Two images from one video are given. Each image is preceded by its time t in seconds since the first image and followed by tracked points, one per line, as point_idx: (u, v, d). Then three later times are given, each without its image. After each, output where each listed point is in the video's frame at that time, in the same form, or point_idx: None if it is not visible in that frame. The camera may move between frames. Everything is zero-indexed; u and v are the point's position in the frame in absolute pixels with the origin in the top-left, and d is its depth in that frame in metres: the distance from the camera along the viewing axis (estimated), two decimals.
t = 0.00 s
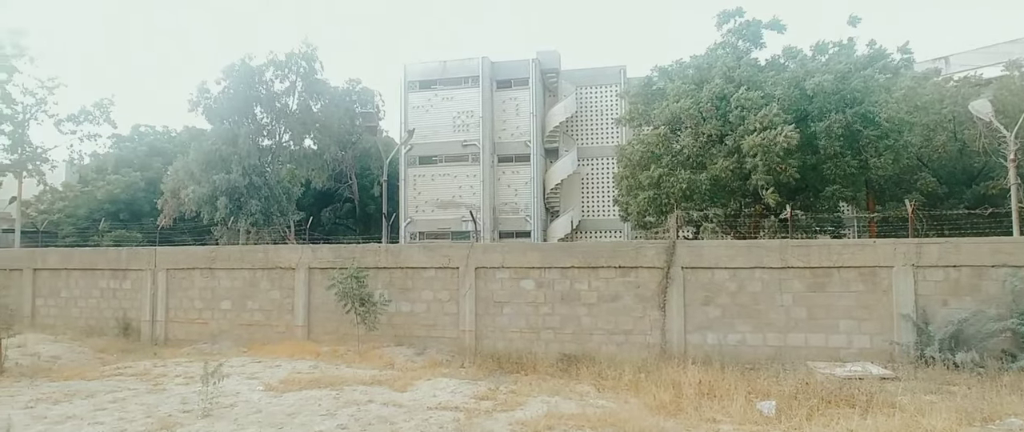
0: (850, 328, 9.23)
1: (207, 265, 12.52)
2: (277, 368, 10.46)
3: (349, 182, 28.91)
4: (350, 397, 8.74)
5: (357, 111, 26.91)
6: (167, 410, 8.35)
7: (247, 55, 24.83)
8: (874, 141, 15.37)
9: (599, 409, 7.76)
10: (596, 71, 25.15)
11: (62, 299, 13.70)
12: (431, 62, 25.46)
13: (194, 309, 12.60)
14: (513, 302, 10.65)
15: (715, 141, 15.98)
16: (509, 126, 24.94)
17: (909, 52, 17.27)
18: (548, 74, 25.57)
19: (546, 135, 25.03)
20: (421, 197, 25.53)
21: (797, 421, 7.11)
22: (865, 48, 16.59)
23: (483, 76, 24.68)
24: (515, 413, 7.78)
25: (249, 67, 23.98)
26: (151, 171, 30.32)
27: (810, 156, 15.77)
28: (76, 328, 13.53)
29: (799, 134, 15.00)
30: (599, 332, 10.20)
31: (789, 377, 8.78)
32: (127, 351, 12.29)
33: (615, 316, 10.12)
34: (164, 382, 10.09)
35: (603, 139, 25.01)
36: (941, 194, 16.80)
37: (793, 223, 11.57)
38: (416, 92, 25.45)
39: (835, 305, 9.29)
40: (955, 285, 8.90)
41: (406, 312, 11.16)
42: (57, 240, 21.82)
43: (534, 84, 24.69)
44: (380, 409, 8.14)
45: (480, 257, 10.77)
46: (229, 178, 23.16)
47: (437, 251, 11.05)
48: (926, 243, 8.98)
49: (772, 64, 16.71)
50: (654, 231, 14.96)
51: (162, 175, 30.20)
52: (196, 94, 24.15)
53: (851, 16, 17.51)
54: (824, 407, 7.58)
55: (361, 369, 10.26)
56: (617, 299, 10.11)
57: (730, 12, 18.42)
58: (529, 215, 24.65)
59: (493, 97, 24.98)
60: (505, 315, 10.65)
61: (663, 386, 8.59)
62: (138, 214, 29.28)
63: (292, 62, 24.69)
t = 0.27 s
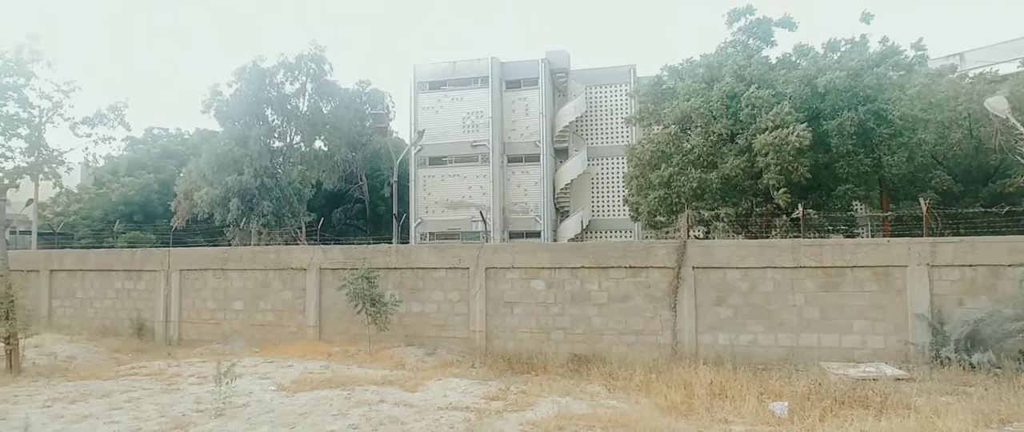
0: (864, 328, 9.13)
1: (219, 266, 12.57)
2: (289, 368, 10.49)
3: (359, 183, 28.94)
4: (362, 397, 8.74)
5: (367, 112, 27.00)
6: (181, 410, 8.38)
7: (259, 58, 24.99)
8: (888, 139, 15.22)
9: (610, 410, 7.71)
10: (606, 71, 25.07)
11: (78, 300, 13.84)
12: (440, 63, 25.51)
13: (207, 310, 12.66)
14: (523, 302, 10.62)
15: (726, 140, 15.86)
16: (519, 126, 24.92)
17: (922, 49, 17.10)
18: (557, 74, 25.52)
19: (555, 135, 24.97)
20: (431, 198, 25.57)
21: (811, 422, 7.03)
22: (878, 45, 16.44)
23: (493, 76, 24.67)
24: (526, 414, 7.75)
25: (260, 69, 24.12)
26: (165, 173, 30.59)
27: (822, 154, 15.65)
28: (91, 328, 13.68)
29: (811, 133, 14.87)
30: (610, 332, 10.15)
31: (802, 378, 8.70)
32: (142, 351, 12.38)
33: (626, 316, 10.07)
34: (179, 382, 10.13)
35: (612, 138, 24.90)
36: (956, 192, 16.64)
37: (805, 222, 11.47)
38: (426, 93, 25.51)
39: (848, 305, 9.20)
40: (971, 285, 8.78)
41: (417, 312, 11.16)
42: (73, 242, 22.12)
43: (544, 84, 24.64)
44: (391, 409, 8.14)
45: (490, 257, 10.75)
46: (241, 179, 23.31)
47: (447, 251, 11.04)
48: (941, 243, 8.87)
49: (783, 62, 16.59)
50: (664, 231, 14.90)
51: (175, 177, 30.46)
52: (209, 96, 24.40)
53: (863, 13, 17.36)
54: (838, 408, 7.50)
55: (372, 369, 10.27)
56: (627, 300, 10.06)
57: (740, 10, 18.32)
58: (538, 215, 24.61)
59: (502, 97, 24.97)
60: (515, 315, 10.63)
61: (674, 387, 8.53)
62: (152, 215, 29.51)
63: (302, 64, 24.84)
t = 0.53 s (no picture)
0: (880, 328, 9.02)
1: (234, 266, 12.64)
2: (303, 368, 10.53)
3: (371, 184, 28.98)
4: (375, 396, 8.75)
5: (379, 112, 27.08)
6: (197, 408, 8.43)
7: (272, 59, 25.16)
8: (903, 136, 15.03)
9: (623, 409, 7.67)
10: (617, 69, 24.92)
11: (96, 299, 13.99)
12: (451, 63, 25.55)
13: (221, 309, 12.73)
14: (535, 301, 10.60)
15: (739, 138, 15.74)
16: (530, 126, 24.88)
17: (939, 45, 16.88)
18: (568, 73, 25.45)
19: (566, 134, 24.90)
20: (443, 198, 25.62)
21: (825, 422, 6.96)
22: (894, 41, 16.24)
23: (503, 76, 24.65)
24: (538, 413, 7.73)
25: (272, 71, 24.27)
26: (180, 174, 30.88)
27: (836, 152, 15.50)
28: (109, 327, 13.82)
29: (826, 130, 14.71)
30: (622, 332, 10.11)
31: (817, 378, 8.61)
32: (158, 350, 12.48)
33: (638, 316, 10.01)
34: (194, 380, 10.19)
35: (624, 137, 24.78)
36: (975, 190, 16.41)
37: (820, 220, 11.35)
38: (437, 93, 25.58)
39: (863, 304, 9.10)
40: (989, 284, 8.66)
41: (429, 312, 11.17)
42: (90, 243, 22.43)
43: (554, 84, 24.57)
44: (404, 408, 8.13)
45: (501, 256, 10.74)
46: (254, 180, 23.45)
47: (459, 251, 11.05)
48: (958, 242, 8.75)
49: (797, 59, 16.45)
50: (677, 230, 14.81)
51: (190, 178, 30.74)
52: (223, 97, 24.64)
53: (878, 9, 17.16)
54: (854, 408, 7.41)
55: (385, 368, 10.28)
56: (639, 299, 10.01)
57: (753, 7, 18.16)
58: (550, 214, 24.56)
59: (513, 96, 24.94)
60: (527, 314, 10.61)
61: (687, 386, 8.48)
62: (167, 216, 29.75)
63: (313, 65, 24.98)
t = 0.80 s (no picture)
0: (900, 328, 8.88)
1: (251, 265, 12.72)
2: (319, 366, 10.57)
3: (386, 183, 29.03)
4: (390, 394, 8.76)
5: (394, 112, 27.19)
6: (216, 405, 8.48)
7: (288, 60, 25.35)
8: (925, 133, 14.78)
9: (638, 409, 7.61)
10: (632, 67, 24.75)
11: (118, 298, 14.18)
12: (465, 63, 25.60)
13: (239, 308, 12.82)
14: (549, 301, 10.57)
15: (755, 136, 15.58)
16: (544, 125, 24.82)
17: (961, 39, 16.61)
18: (582, 72, 25.37)
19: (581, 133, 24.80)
20: (457, 197, 25.66)
21: (844, 423, 6.86)
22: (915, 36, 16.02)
23: (517, 75, 24.63)
24: (553, 412, 7.69)
25: (288, 72, 24.46)
26: (198, 175, 31.21)
27: (855, 150, 15.39)
28: (130, 325, 13.99)
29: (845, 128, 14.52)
30: (637, 331, 10.04)
31: (836, 378, 8.49)
32: (177, 347, 12.60)
33: (653, 315, 9.94)
34: (213, 378, 10.27)
35: (639, 136, 24.62)
36: (999, 187, 16.11)
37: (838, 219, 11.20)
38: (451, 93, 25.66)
39: (883, 304, 8.96)
40: (1013, 283, 8.50)
41: (444, 311, 11.18)
42: (111, 243, 22.80)
43: (569, 82, 24.48)
44: (419, 406, 8.13)
45: (516, 255, 10.72)
46: (270, 180, 23.57)
47: (473, 250, 11.04)
48: (981, 240, 8.60)
49: (815, 56, 16.27)
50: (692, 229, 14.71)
51: (208, 178, 31.06)
52: (240, 98, 24.90)
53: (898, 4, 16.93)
54: (873, 409, 7.30)
55: (400, 366, 10.29)
56: (654, 298, 9.93)
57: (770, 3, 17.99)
58: (564, 213, 24.49)
59: (527, 95, 24.90)
60: (542, 314, 10.58)
61: (703, 386, 8.40)
62: (186, 216, 30.07)
63: (328, 65, 25.15)
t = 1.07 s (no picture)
0: (925, 328, 8.70)
1: (271, 263, 12.80)
2: (338, 363, 10.60)
3: (403, 181, 29.05)
4: (408, 391, 8.75)
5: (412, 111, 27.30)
6: (237, 401, 8.53)
7: (306, 60, 25.54)
8: (952, 129, 14.45)
9: (656, 408, 7.53)
10: (650, 64, 24.53)
11: (142, 295, 14.40)
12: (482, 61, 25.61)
13: (260, 305, 12.91)
14: (566, 299, 10.50)
15: (776, 133, 15.36)
16: (561, 123, 24.71)
17: (989, 33, 16.24)
18: (600, 70, 25.23)
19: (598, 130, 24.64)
20: (474, 195, 25.68)
21: (867, 425, 6.72)
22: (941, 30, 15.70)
23: (534, 73, 24.57)
24: (570, 411, 7.63)
25: (307, 71, 24.64)
26: (220, 174, 31.50)
27: (880, 147, 15.31)
28: (154, 322, 14.19)
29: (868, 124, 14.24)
30: (655, 330, 9.94)
31: (859, 379, 8.34)
32: (200, 344, 12.71)
33: (672, 314, 9.84)
34: (235, 374, 10.34)
35: (657, 133, 24.38)
36: None
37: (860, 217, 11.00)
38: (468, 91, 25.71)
39: (908, 304, 8.78)
40: None
41: (461, 309, 11.17)
42: (136, 241, 23.32)
43: (586, 80, 24.33)
44: (437, 403, 8.11)
45: (533, 254, 10.67)
46: (290, 179, 23.75)
47: (491, 248, 11.02)
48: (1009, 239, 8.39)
49: (838, 51, 16.03)
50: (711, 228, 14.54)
51: (229, 177, 31.32)
52: (260, 98, 25.15)
53: None
54: (897, 411, 7.15)
55: (417, 364, 10.29)
56: (673, 297, 9.83)
57: None
58: (582, 211, 24.38)
59: (544, 93, 24.82)
60: (559, 312, 10.52)
61: (723, 386, 8.29)
62: (208, 214, 30.36)
63: (346, 65, 25.31)
